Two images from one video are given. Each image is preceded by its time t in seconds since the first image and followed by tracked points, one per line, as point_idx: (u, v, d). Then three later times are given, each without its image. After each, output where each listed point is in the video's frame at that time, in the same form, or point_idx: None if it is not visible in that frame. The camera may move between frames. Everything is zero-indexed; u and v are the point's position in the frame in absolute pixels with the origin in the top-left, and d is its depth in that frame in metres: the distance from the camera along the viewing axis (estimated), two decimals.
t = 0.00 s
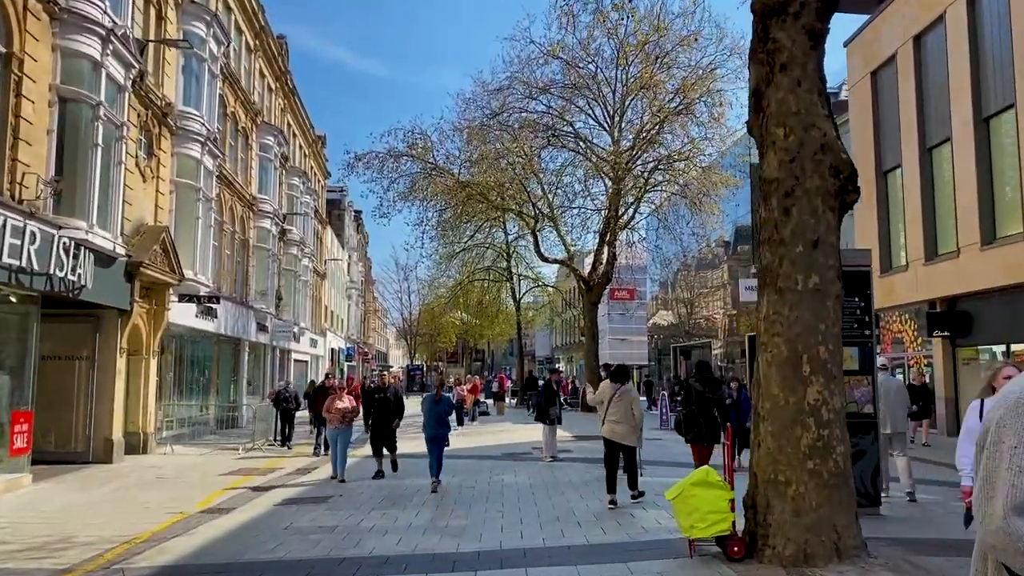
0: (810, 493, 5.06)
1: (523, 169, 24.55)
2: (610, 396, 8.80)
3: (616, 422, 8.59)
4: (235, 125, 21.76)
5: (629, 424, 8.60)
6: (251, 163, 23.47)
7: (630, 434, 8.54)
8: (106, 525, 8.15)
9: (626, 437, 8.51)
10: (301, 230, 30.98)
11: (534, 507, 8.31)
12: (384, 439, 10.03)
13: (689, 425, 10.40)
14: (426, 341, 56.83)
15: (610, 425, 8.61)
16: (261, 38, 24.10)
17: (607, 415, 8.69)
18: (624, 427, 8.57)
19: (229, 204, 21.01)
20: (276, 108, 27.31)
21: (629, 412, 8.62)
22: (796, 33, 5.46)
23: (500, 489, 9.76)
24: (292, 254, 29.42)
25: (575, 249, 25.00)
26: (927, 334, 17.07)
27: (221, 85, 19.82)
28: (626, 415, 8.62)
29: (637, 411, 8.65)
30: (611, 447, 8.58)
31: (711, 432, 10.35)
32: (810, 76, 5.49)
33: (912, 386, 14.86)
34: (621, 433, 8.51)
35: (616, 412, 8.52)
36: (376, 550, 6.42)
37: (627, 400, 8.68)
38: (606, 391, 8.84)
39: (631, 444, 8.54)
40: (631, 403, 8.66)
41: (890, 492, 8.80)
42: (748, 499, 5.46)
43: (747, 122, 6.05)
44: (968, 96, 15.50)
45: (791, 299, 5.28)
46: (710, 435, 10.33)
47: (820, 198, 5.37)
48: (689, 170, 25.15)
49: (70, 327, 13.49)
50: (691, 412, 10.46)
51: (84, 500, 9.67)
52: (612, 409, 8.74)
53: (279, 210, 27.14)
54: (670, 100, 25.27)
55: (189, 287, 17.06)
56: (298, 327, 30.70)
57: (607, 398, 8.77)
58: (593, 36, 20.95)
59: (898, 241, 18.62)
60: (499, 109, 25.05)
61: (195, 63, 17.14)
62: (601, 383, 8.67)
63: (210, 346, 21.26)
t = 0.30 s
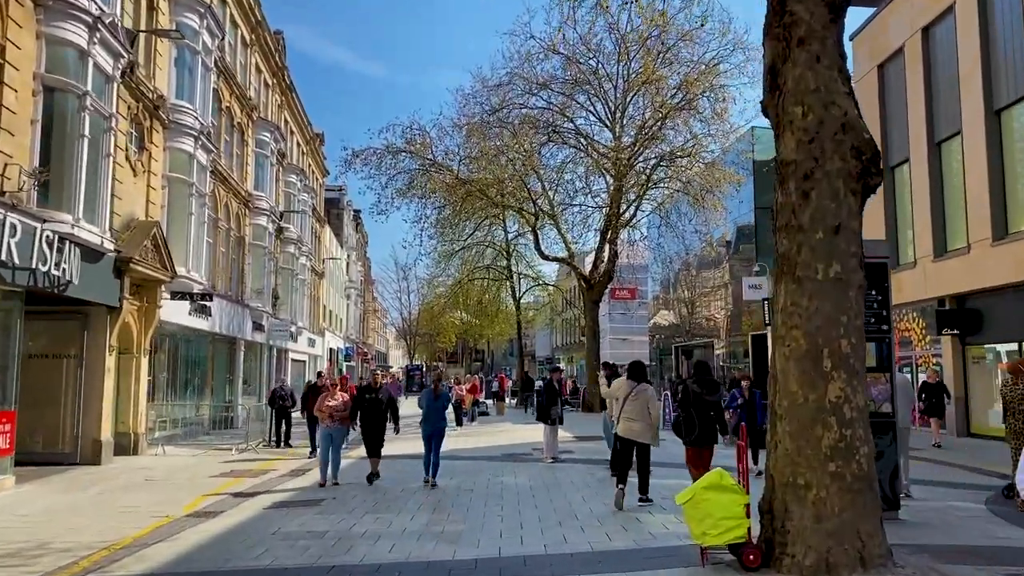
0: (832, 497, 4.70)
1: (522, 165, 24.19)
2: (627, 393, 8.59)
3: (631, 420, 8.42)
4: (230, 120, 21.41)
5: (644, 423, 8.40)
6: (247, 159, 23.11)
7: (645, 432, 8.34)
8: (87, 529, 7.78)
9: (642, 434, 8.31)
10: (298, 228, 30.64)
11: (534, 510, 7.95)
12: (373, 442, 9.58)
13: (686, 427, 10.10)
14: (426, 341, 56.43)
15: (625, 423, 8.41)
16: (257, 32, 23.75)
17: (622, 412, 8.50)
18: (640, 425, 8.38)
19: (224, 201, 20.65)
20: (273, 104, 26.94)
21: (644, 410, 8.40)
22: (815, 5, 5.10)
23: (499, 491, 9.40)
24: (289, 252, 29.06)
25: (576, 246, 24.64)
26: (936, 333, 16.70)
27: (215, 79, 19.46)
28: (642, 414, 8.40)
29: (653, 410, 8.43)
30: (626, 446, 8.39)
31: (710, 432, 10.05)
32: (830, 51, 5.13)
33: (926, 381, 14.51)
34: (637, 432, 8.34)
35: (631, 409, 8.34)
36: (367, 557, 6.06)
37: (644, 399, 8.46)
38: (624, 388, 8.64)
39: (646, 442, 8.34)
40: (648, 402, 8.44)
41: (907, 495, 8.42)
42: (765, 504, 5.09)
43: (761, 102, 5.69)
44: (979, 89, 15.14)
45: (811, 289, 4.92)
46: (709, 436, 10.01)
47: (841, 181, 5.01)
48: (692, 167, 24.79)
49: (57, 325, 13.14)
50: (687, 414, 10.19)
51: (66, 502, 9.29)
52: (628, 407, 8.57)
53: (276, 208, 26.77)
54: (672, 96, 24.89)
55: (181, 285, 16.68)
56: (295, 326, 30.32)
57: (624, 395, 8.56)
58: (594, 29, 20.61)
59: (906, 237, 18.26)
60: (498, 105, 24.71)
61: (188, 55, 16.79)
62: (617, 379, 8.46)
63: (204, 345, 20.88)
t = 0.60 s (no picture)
0: (859, 515, 4.35)
1: (523, 164, 23.86)
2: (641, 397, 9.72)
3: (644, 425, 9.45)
4: (226, 119, 21.08)
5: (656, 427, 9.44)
6: (244, 158, 22.80)
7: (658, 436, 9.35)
8: (68, 541, 7.44)
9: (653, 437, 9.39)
10: (296, 228, 30.31)
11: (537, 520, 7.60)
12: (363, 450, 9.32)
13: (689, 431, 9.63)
14: (426, 342, 56.09)
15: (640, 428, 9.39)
16: (253, 29, 23.43)
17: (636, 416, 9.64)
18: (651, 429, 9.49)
19: (220, 200, 20.32)
20: (270, 103, 26.62)
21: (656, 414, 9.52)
22: None
23: (501, 499, 9.05)
24: (287, 253, 28.73)
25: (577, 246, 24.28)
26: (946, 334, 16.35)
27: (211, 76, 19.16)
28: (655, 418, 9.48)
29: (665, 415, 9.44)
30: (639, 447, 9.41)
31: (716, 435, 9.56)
32: (855, 34, 4.77)
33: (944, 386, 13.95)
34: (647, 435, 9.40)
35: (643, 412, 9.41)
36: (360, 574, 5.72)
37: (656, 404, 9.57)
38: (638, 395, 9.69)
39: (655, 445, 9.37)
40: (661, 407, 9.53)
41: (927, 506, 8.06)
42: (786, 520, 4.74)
43: (780, 91, 5.35)
44: (990, 85, 14.80)
45: (836, 290, 4.58)
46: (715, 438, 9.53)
47: (868, 173, 4.65)
48: (695, 166, 24.45)
49: (43, 326, 12.80)
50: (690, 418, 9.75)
51: (51, 511, 8.95)
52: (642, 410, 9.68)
53: (274, 207, 26.46)
54: (675, 93, 24.57)
55: (174, 285, 16.31)
56: (293, 327, 29.97)
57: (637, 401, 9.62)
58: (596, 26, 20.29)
59: (915, 236, 17.92)
60: (499, 103, 24.40)
61: (182, 51, 16.46)
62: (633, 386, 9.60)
63: (200, 347, 20.55)
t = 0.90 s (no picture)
0: (894, 522, 4.00)
1: (523, 161, 23.51)
2: (650, 396, 9.54)
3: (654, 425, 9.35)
4: (222, 114, 20.75)
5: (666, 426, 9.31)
6: (240, 154, 22.48)
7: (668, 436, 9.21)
8: (49, 546, 7.09)
9: (663, 439, 9.26)
10: (295, 226, 29.98)
11: (541, 525, 7.22)
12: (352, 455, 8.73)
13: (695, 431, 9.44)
14: (426, 342, 55.79)
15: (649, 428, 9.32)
16: (250, 24, 23.10)
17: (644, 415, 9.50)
18: (662, 430, 9.31)
19: (216, 196, 19.98)
20: (268, 99, 26.29)
21: (667, 415, 9.32)
22: None
23: (502, 502, 8.68)
24: (285, 251, 28.40)
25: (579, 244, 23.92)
26: (956, 332, 15.99)
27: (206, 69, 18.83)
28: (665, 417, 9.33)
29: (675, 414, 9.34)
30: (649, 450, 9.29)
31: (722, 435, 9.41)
32: (885, 2, 4.41)
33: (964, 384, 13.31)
34: (658, 436, 9.26)
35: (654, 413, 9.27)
36: None
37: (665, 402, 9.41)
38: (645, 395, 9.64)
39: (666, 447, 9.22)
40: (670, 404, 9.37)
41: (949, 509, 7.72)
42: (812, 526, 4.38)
43: (801, 65, 4.99)
44: (1004, 76, 14.45)
45: (866, 277, 4.22)
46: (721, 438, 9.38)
47: (900, 150, 4.28)
48: (699, 162, 24.09)
49: (30, 324, 12.43)
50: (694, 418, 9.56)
51: (34, 515, 8.60)
52: (652, 410, 9.46)
53: (271, 205, 26.12)
54: (678, 89, 24.27)
55: (167, 282, 15.94)
56: (291, 326, 29.66)
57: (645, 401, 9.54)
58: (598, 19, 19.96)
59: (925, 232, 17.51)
60: (499, 99, 24.06)
61: (176, 43, 16.12)
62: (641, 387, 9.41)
63: (195, 346, 20.19)
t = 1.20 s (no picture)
0: (933, 544, 3.65)
1: (524, 160, 23.16)
2: (660, 399, 9.24)
3: (664, 430, 9.05)
4: (218, 112, 20.43)
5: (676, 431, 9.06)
6: (237, 153, 22.15)
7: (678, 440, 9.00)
8: (27, 559, 6.76)
9: (673, 445, 9.00)
10: (293, 226, 29.64)
11: (543, 538, 6.88)
12: (342, 464, 8.22)
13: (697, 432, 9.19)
14: (426, 343, 55.48)
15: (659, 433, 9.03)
16: (247, 21, 22.80)
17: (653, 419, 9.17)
18: (672, 435, 9.05)
19: (212, 195, 19.66)
20: (265, 97, 25.98)
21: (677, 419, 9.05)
22: None
23: (503, 512, 8.34)
24: (283, 252, 28.07)
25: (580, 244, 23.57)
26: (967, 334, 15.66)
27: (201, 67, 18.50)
28: (675, 421, 9.08)
29: (685, 416, 9.11)
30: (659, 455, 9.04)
31: (726, 437, 9.17)
32: None
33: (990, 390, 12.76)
34: (668, 442, 8.99)
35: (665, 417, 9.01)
36: None
37: (676, 404, 9.15)
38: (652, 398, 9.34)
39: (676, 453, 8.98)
40: (680, 407, 9.12)
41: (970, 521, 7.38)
42: (839, 547, 4.03)
43: (825, 49, 4.65)
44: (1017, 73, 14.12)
45: (899, 277, 3.88)
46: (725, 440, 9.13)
47: (937, 139, 3.94)
48: (703, 161, 23.73)
49: (17, 326, 12.10)
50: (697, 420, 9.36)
51: (15, 525, 8.27)
52: (661, 413, 9.16)
53: (269, 205, 25.78)
54: (681, 87, 23.95)
55: (159, 283, 15.59)
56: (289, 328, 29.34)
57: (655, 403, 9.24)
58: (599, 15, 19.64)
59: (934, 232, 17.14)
60: (499, 98, 23.75)
61: (170, 39, 15.80)
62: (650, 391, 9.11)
63: (190, 348, 19.85)
